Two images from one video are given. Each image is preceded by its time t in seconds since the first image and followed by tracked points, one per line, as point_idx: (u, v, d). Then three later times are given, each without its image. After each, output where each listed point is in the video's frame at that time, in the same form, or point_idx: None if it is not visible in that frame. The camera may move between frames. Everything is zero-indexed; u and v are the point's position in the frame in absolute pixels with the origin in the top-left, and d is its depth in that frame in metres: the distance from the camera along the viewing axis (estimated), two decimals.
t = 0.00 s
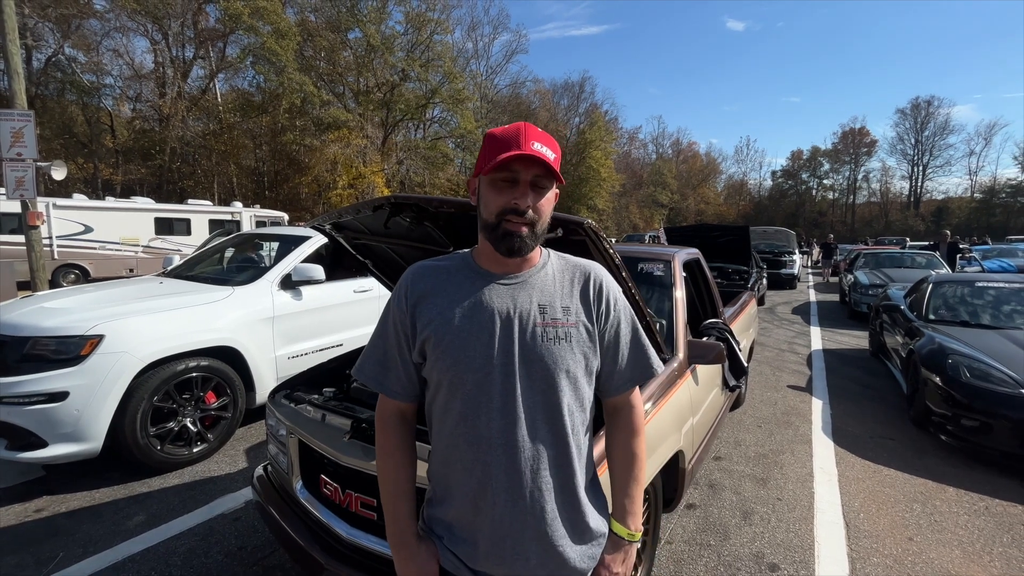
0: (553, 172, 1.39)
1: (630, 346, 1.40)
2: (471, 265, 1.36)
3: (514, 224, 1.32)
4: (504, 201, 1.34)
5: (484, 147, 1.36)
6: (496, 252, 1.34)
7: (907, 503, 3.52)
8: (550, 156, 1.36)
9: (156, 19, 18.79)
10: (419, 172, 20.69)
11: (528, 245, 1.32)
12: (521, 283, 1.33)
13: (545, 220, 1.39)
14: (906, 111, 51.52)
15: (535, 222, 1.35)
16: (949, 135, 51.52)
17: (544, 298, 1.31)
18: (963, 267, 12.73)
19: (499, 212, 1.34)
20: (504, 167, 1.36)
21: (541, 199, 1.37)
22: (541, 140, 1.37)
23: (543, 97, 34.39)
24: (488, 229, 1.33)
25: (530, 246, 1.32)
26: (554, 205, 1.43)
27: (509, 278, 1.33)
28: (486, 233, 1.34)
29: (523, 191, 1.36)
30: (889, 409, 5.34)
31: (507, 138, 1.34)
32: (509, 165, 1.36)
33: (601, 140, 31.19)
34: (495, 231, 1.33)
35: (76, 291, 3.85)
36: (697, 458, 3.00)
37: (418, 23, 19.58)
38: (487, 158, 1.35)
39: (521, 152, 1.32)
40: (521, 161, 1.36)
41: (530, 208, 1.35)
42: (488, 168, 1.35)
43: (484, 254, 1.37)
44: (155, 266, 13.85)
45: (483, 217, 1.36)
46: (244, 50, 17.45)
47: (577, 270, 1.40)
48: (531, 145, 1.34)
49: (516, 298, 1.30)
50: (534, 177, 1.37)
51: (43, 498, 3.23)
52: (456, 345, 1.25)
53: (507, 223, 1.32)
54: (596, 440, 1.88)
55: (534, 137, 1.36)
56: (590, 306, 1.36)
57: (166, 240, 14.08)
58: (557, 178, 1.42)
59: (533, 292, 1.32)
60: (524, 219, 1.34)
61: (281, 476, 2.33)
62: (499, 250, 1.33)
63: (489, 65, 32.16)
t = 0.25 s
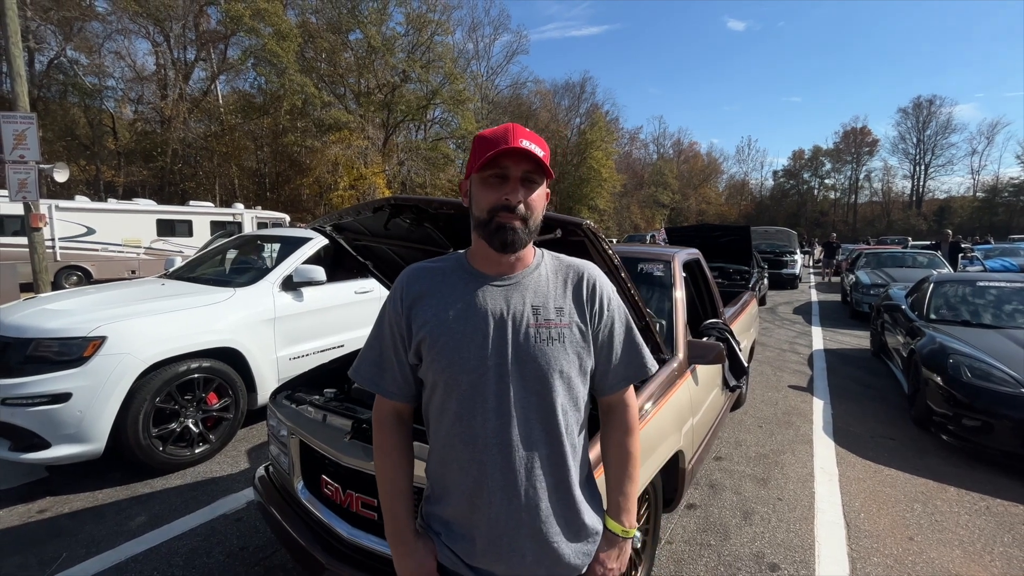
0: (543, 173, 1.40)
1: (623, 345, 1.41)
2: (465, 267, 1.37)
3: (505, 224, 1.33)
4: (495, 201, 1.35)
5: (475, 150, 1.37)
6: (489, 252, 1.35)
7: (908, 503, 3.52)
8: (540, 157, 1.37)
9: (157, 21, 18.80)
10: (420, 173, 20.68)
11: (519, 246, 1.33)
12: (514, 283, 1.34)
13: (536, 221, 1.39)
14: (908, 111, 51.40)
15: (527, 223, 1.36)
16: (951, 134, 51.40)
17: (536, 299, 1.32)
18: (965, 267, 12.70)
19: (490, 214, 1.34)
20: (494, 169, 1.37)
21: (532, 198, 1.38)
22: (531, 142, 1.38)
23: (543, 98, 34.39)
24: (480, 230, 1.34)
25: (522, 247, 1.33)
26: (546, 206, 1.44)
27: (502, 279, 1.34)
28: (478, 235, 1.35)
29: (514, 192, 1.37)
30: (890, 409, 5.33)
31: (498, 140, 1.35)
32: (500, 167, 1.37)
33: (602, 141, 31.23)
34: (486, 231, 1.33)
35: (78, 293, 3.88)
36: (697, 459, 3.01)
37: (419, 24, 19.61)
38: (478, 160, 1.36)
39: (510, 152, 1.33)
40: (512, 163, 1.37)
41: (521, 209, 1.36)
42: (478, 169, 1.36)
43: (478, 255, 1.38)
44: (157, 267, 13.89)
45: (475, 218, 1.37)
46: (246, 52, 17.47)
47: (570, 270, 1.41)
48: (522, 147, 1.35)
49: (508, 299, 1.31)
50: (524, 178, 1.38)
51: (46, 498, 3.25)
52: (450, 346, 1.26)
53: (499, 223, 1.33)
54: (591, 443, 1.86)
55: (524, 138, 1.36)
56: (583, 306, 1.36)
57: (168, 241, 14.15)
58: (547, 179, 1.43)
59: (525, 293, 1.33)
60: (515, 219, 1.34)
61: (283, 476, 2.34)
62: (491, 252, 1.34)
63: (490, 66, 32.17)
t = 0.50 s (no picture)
0: (542, 173, 1.40)
1: (623, 344, 1.41)
2: (464, 267, 1.37)
3: (504, 224, 1.33)
4: (494, 201, 1.36)
5: (474, 150, 1.37)
6: (488, 252, 1.35)
7: (910, 503, 3.51)
8: (539, 157, 1.38)
9: (159, 23, 18.83)
10: (421, 173, 20.62)
11: (519, 245, 1.33)
12: (513, 283, 1.34)
13: (535, 220, 1.40)
14: (910, 110, 51.27)
15: (525, 223, 1.36)
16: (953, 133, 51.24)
17: (536, 297, 1.33)
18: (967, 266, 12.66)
19: (489, 213, 1.35)
20: (494, 169, 1.37)
21: (530, 198, 1.38)
22: (530, 142, 1.38)
23: (544, 98, 34.37)
24: (479, 230, 1.35)
25: (522, 246, 1.33)
26: (545, 206, 1.44)
27: (501, 279, 1.34)
28: (478, 234, 1.35)
29: (513, 192, 1.37)
30: (893, 408, 5.32)
31: (497, 140, 1.35)
32: (499, 167, 1.38)
33: (603, 141, 31.26)
34: (485, 231, 1.34)
35: (81, 294, 3.89)
36: (699, 458, 3.00)
37: (420, 25, 19.62)
38: (476, 160, 1.36)
39: (509, 152, 1.33)
40: (510, 163, 1.37)
41: (520, 209, 1.36)
42: (477, 169, 1.37)
43: (477, 255, 1.38)
44: (159, 268, 13.94)
45: (475, 218, 1.38)
46: (247, 53, 17.51)
47: (569, 269, 1.41)
48: (521, 147, 1.35)
49: (508, 298, 1.31)
50: (524, 178, 1.38)
51: (49, 498, 3.26)
52: (450, 345, 1.26)
53: (498, 224, 1.33)
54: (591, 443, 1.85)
55: (523, 138, 1.36)
56: (581, 305, 1.36)
57: (170, 242, 14.22)
58: (546, 178, 1.43)
59: (525, 292, 1.33)
60: (513, 219, 1.34)
61: (285, 476, 2.34)
62: (490, 251, 1.34)
63: (491, 66, 32.16)
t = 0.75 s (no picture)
0: (541, 174, 1.41)
1: (622, 344, 1.41)
2: (464, 267, 1.37)
3: (503, 224, 1.34)
4: (494, 202, 1.36)
5: (473, 150, 1.38)
6: (488, 253, 1.36)
7: (913, 503, 3.50)
8: (538, 158, 1.38)
9: (162, 24, 18.86)
10: (423, 174, 20.53)
11: (518, 246, 1.34)
12: (513, 282, 1.34)
13: (534, 221, 1.40)
14: (913, 108, 51.08)
15: (524, 223, 1.37)
16: (957, 132, 51.01)
17: (535, 298, 1.33)
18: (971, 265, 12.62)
19: (489, 214, 1.35)
20: (493, 170, 1.38)
21: (530, 199, 1.39)
22: (530, 142, 1.39)
23: (546, 98, 34.34)
24: (479, 230, 1.35)
25: (521, 247, 1.34)
26: (544, 206, 1.45)
27: (501, 279, 1.35)
28: (477, 235, 1.36)
29: (512, 193, 1.38)
30: (895, 408, 5.31)
31: (496, 140, 1.35)
32: (498, 168, 1.38)
33: (605, 141, 31.28)
34: (485, 231, 1.34)
35: (85, 294, 3.91)
36: (700, 458, 3.00)
37: (422, 25, 19.62)
38: (475, 162, 1.37)
39: (508, 153, 1.34)
40: (509, 163, 1.38)
41: (519, 209, 1.37)
42: (477, 169, 1.37)
43: (476, 255, 1.39)
44: (163, 268, 14.00)
45: (474, 218, 1.38)
46: (250, 54, 17.54)
47: (568, 269, 1.42)
48: (520, 147, 1.36)
49: (507, 298, 1.32)
50: (522, 179, 1.39)
51: (54, 498, 3.28)
52: (450, 345, 1.27)
53: (497, 224, 1.34)
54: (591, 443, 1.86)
55: (522, 139, 1.37)
56: (581, 305, 1.37)
57: (173, 243, 14.27)
58: (546, 178, 1.44)
59: (524, 293, 1.34)
60: (512, 220, 1.35)
61: (287, 476, 2.35)
62: (490, 252, 1.35)
63: (493, 66, 32.14)
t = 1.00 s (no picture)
0: (541, 173, 1.42)
1: (623, 343, 1.42)
2: (465, 267, 1.38)
3: (504, 223, 1.34)
4: (495, 202, 1.37)
5: (474, 150, 1.39)
6: (488, 253, 1.36)
7: (916, 503, 3.50)
8: (539, 158, 1.39)
9: (165, 26, 18.94)
10: (425, 174, 20.56)
11: (518, 245, 1.34)
12: (513, 282, 1.35)
13: (534, 220, 1.40)
14: (916, 108, 50.91)
15: (525, 223, 1.37)
16: (960, 132, 50.82)
17: (536, 297, 1.34)
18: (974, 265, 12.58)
19: (490, 215, 1.36)
20: (494, 170, 1.39)
21: (530, 198, 1.39)
22: (530, 142, 1.39)
23: (548, 98, 34.33)
24: (480, 230, 1.36)
25: (521, 247, 1.35)
26: (544, 206, 1.45)
27: (501, 279, 1.35)
28: (477, 235, 1.37)
29: (513, 193, 1.38)
30: (898, 409, 5.29)
31: (496, 140, 1.36)
32: (499, 168, 1.39)
33: (607, 141, 31.28)
34: (485, 231, 1.35)
35: (89, 295, 3.93)
36: (702, 458, 3.00)
37: (424, 26, 19.66)
38: (476, 161, 1.38)
39: (508, 152, 1.34)
40: (510, 163, 1.38)
41: (520, 209, 1.37)
42: (478, 169, 1.38)
43: (477, 255, 1.39)
44: (166, 269, 14.06)
45: (475, 218, 1.39)
46: (252, 55, 17.59)
47: (569, 269, 1.42)
48: (521, 148, 1.36)
49: (508, 298, 1.32)
50: (523, 179, 1.40)
51: (58, 497, 3.29)
52: (452, 345, 1.27)
53: (498, 224, 1.34)
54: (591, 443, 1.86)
55: (523, 139, 1.38)
56: (581, 305, 1.37)
57: (176, 243, 14.31)
58: (546, 178, 1.44)
59: (524, 292, 1.34)
60: (513, 219, 1.35)
61: (290, 476, 2.36)
62: (490, 252, 1.35)
63: (494, 67, 32.14)
